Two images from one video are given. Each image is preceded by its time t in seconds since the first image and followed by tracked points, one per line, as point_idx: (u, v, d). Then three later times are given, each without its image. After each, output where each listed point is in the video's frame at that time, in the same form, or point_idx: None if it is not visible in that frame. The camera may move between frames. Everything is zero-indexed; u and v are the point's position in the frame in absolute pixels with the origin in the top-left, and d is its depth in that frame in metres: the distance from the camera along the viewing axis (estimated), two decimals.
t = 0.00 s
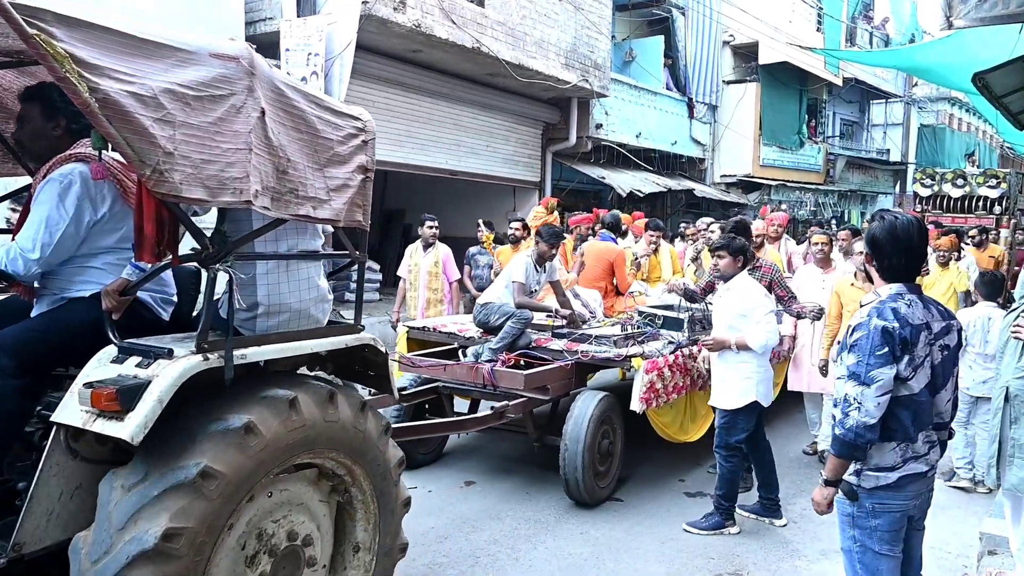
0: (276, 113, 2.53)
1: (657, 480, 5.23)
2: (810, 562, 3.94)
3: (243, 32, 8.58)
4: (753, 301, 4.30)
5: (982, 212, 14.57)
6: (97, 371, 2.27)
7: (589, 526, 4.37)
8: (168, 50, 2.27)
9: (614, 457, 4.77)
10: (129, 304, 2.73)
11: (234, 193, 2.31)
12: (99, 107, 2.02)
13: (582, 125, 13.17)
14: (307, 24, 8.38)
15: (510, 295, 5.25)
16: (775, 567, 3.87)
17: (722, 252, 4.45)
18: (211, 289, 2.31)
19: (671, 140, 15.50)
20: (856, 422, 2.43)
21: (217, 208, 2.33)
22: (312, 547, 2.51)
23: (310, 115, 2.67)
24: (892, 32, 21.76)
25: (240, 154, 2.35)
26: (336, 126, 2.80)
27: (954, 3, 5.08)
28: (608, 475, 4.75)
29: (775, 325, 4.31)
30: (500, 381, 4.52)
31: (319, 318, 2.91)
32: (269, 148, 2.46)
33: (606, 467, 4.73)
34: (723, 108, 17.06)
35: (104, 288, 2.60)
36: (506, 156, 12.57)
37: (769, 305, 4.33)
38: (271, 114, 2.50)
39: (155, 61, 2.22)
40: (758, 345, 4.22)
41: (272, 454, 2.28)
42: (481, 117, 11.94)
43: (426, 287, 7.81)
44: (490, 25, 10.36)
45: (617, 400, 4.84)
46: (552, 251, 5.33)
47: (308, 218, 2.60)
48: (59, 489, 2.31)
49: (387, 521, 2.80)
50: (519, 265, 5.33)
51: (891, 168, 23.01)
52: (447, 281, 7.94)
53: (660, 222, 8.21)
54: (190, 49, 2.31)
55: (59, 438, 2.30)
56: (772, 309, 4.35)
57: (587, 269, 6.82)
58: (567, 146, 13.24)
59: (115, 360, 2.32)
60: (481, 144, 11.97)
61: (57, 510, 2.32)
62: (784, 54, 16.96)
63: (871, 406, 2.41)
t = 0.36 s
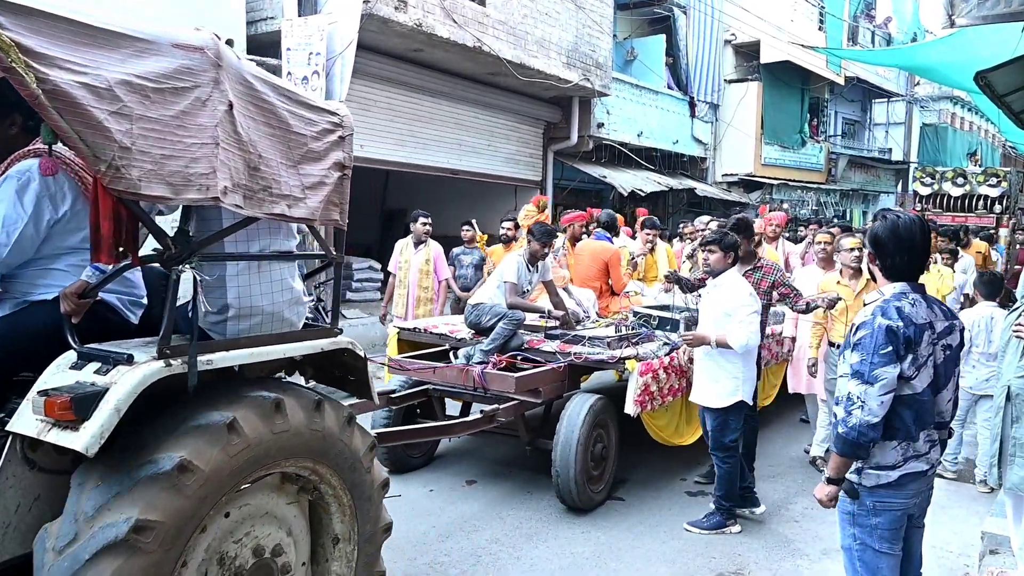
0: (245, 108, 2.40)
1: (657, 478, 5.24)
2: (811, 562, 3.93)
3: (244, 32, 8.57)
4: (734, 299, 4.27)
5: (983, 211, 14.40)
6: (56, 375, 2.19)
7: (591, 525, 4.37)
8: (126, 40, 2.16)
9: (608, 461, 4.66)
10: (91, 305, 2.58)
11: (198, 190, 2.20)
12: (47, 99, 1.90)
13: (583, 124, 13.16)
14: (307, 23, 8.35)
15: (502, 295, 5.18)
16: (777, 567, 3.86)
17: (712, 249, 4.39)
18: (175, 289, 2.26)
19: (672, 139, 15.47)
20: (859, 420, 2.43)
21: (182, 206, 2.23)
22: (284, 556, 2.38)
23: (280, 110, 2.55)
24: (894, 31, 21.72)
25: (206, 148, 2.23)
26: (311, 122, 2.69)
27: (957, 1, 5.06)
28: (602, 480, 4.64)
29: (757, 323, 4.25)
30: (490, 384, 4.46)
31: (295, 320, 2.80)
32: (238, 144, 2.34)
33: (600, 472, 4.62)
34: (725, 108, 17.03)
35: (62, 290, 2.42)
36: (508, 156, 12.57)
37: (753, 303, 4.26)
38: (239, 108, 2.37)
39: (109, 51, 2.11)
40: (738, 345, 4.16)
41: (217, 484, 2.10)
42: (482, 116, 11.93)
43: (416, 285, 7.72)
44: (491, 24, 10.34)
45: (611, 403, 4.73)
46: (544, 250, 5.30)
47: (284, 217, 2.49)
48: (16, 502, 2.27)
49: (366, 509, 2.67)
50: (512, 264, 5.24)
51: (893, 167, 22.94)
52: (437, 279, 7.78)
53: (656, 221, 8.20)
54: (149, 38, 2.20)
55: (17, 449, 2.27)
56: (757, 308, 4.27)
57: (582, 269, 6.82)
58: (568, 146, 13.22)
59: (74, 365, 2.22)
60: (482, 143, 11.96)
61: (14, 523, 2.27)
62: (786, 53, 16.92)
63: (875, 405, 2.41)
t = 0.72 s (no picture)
0: (212, 100, 2.32)
1: (659, 476, 5.25)
2: (812, 560, 3.93)
3: (244, 30, 8.56)
4: (736, 298, 4.28)
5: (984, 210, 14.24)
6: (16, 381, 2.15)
7: (593, 522, 4.39)
8: (82, 28, 2.04)
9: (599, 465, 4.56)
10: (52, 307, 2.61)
11: (160, 186, 2.13)
12: None
13: (584, 123, 13.17)
14: (309, 22, 8.33)
15: (493, 295, 5.15)
16: (778, 565, 3.87)
17: (710, 246, 4.37)
18: (139, 291, 2.20)
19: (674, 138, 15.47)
20: (866, 419, 2.42)
21: (144, 203, 2.16)
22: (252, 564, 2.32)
23: (253, 103, 2.46)
24: (896, 29, 21.71)
25: (169, 143, 2.16)
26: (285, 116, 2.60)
27: None
28: (595, 483, 4.54)
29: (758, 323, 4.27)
30: (480, 386, 4.44)
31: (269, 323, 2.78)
32: (204, 137, 2.27)
33: (592, 475, 4.53)
34: (727, 106, 17.03)
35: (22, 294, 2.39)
36: (510, 154, 12.58)
37: (753, 303, 4.28)
38: (205, 101, 2.29)
39: (65, 39, 1.99)
40: (740, 343, 4.18)
41: (157, 519, 2.01)
42: (483, 114, 11.93)
43: (406, 284, 7.63)
44: (492, 23, 10.34)
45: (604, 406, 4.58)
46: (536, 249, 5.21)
47: (251, 214, 2.41)
48: None
49: (338, 497, 2.62)
50: (504, 263, 5.18)
51: (895, 165, 22.91)
52: (425, 277, 7.83)
53: (654, 218, 8.22)
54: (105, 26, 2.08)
55: None
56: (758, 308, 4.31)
57: (577, 269, 6.83)
58: (569, 144, 13.22)
59: (34, 370, 2.19)
60: (484, 141, 11.97)
61: None
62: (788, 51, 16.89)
63: (881, 403, 2.41)
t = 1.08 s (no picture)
0: (174, 92, 2.19)
1: (662, 474, 5.25)
2: (815, 558, 3.94)
3: (246, 30, 8.56)
4: (738, 293, 4.31)
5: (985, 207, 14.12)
6: None
7: (596, 521, 4.40)
8: (31, 16, 1.91)
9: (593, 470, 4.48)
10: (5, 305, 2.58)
11: (115, 184, 1.98)
12: None
13: (586, 122, 13.19)
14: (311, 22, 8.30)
15: (486, 296, 5.11)
16: (780, 563, 3.87)
17: (712, 243, 4.37)
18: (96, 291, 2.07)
19: (676, 136, 15.47)
20: (869, 415, 2.43)
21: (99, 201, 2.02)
22: None
23: (218, 96, 2.34)
24: (898, 26, 21.68)
25: (126, 138, 2.02)
26: (255, 112, 2.48)
27: None
28: (589, 489, 4.48)
29: (760, 319, 4.30)
30: (472, 390, 4.44)
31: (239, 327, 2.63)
32: (165, 132, 2.14)
33: (586, 480, 4.44)
34: (728, 104, 17.03)
35: None
36: (511, 153, 12.59)
37: (756, 298, 4.31)
38: (166, 93, 2.16)
39: (12, 28, 1.86)
40: (744, 337, 4.21)
41: (92, 569, 1.83)
42: (484, 114, 11.92)
43: (387, 283, 7.54)
44: (493, 22, 10.34)
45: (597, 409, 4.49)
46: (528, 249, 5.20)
47: (222, 215, 2.31)
48: None
49: (305, 490, 2.44)
50: (497, 262, 5.15)
51: (896, 163, 22.87)
52: (403, 273, 7.76)
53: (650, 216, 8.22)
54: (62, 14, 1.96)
55: None
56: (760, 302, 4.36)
57: (572, 269, 6.78)
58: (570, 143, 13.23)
59: None
60: (486, 141, 12.00)
61: None
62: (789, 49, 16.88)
63: (883, 398, 2.41)
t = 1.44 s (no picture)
0: (132, 84, 2.11)
1: (663, 474, 5.25)
2: (816, 558, 3.94)
3: (246, 29, 8.49)
4: (741, 292, 4.31)
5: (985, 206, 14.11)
6: None
7: (597, 521, 4.41)
8: None
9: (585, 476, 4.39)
10: None
11: (67, 180, 1.89)
12: None
13: (587, 121, 13.20)
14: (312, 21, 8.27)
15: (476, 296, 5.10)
16: (782, 562, 3.87)
17: (713, 243, 4.37)
18: (48, 291, 2.02)
19: (677, 135, 15.47)
20: (870, 413, 2.44)
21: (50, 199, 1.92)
22: None
23: (181, 89, 2.26)
24: (899, 25, 21.68)
25: (79, 132, 1.92)
26: (222, 106, 2.39)
27: None
28: (581, 494, 4.38)
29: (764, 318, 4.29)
30: (460, 394, 4.40)
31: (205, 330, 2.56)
32: (122, 126, 2.05)
33: (578, 486, 4.35)
34: (730, 103, 17.04)
35: None
36: (512, 153, 12.59)
37: (759, 296, 4.30)
38: (123, 84, 2.07)
39: None
40: (747, 337, 4.21)
41: None
42: (485, 113, 11.92)
43: (374, 283, 7.53)
44: (495, 21, 10.34)
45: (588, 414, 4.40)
46: (523, 248, 5.18)
47: (189, 214, 2.24)
48: None
49: (261, 484, 2.31)
50: (488, 263, 5.13)
51: (897, 162, 22.89)
52: (392, 273, 7.77)
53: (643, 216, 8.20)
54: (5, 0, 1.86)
55: None
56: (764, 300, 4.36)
57: (566, 269, 6.77)
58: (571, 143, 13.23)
59: None
60: (487, 140, 12.00)
61: None
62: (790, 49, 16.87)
63: (884, 395, 2.42)
